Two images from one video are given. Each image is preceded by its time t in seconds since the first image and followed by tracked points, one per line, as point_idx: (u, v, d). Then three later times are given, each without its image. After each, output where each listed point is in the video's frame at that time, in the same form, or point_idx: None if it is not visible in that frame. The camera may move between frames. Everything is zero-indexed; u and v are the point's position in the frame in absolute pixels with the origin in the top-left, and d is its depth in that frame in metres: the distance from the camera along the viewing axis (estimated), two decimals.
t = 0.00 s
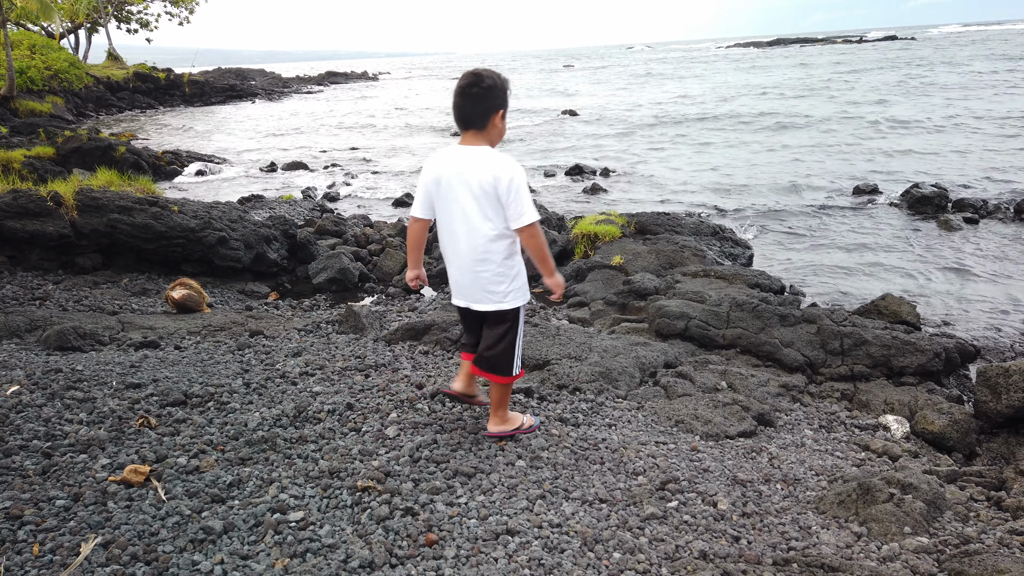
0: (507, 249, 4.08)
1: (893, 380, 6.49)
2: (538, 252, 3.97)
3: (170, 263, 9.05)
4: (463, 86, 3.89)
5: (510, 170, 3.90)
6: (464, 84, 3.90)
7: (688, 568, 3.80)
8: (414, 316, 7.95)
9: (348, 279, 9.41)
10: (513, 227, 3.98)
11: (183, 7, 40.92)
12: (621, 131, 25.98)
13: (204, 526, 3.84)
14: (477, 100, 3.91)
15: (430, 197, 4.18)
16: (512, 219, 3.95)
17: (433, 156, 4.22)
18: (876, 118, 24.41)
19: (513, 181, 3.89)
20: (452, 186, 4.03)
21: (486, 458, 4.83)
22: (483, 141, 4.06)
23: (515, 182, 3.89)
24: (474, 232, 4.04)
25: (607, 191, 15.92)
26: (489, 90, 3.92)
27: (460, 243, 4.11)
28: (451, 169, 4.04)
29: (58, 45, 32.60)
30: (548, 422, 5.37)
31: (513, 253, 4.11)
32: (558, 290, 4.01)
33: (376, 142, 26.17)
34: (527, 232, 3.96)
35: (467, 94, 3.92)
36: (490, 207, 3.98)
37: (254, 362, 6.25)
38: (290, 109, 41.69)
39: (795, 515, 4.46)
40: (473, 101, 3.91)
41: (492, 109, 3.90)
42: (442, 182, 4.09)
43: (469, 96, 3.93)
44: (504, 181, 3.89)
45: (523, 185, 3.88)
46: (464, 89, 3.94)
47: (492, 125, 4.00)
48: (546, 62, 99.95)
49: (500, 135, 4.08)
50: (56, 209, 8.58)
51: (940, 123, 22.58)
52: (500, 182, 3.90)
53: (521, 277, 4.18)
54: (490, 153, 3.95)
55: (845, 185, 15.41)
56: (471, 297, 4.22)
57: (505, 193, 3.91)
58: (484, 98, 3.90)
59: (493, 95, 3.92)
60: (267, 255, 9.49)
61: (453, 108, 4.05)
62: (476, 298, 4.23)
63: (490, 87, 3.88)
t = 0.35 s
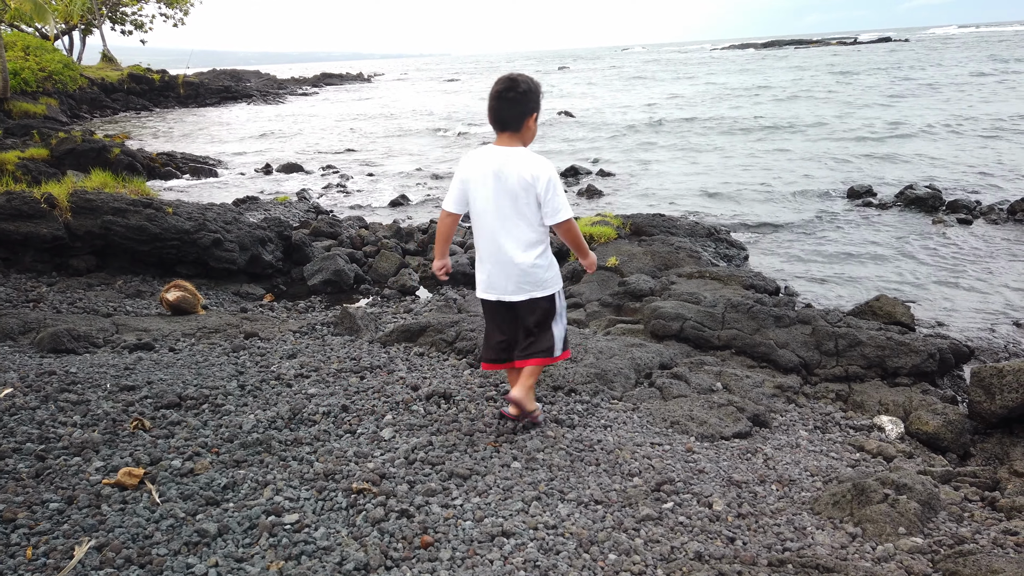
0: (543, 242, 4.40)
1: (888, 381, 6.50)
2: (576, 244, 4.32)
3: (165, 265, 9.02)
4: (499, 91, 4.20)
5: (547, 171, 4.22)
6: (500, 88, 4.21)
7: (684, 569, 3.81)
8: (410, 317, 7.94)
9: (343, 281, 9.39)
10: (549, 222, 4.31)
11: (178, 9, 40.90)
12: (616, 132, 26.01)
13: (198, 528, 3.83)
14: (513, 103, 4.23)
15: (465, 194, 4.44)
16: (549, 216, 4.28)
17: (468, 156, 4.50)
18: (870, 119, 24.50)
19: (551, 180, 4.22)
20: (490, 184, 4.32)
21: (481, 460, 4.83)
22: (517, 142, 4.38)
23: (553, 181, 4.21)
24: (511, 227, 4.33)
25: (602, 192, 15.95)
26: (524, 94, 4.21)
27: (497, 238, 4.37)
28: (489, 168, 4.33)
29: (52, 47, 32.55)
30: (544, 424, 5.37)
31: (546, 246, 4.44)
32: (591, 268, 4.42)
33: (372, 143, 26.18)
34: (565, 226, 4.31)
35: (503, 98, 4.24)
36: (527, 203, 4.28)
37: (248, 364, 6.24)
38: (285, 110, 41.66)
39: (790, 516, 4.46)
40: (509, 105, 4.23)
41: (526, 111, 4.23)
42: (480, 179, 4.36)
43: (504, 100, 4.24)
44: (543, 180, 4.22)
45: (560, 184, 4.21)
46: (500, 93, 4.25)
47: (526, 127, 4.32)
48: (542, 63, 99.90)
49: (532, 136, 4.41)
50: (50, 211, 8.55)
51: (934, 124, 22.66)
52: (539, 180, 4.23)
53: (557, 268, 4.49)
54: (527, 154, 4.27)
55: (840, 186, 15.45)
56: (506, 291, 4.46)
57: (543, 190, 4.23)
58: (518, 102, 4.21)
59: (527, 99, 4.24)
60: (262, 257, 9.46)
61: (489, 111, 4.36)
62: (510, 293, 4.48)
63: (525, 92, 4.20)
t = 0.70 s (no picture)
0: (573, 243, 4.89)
1: (881, 381, 6.52)
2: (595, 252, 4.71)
3: (158, 267, 8.99)
4: (542, 108, 4.61)
5: (584, 180, 4.66)
6: (544, 105, 4.64)
7: (678, 570, 3.81)
8: (404, 319, 7.93)
9: (337, 282, 9.38)
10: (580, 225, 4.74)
11: (171, 10, 40.80)
12: (610, 133, 26.06)
13: (191, 531, 3.81)
14: (556, 119, 4.66)
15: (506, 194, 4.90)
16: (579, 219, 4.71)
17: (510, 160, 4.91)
18: (863, 121, 24.62)
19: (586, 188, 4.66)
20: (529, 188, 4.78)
21: (475, 461, 4.82)
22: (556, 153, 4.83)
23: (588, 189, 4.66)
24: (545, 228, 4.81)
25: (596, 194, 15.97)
26: (564, 110, 4.65)
27: (533, 237, 4.86)
28: (530, 173, 4.78)
29: (44, 48, 32.43)
30: (538, 425, 5.37)
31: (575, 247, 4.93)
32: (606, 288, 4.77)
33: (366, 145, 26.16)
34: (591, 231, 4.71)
35: (546, 114, 4.65)
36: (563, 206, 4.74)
37: (242, 365, 6.23)
38: (279, 112, 41.60)
39: (783, 517, 4.47)
40: (552, 121, 4.67)
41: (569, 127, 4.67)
42: (521, 182, 4.82)
43: (547, 116, 4.67)
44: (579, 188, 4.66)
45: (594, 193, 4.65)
46: (543, 109, 4.66)
47: (565, 140, 4.76)
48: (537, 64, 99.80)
49: (569, 148, 4.85)
50: (42, 213, 8.51)
51: (927, 125, 22.78)
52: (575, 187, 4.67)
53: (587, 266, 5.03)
54: (565, 163, 4.71)
55: (833, 187, 15.51)
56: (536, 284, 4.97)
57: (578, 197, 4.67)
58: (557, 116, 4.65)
59: (569, 116, 4.68)
60: (255, 259, 9.45)
61: (531, 126, 4.78)
62: (543, 287, 5.01)
63: (568, 110, 4.63)
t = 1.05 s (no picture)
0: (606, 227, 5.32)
1: (874, 382, 6.55)
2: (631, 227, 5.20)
3: (151, 268, 8.95)
4: (574, 102, 5.01)
5: (613, 169, 5.12)
6: (575, 100, 5.03)
7: (672, 570, 3.81)
8: (398, 321, 7.92)
9: (331, 284, 9.36)
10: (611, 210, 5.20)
11: (163, 10, 40.67)
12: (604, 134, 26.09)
13: (184, 534, 3.80)
14: (585, 113, 5.07)
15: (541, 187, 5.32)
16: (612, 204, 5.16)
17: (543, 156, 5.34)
18: (856, 122, 24.71)
19: (615, 176, 5.12)
20: (562, 180, 5.21)
21: (470, 463, 4.81)
22: (585, 145, 5.27)
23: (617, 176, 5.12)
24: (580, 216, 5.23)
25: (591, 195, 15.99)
26: (593, 105, 5.02)
27: (568, 224, 5.28)
28: (562, 166, 5.21)
29: (36, 49, 32.30)
30: (533, 427, 5.37)
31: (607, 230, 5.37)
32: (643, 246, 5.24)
33: (360, 146, 26.12)
34: (624, 214, 5.17)
35: (577, 108, 5.06)
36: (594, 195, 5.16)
37: (235, 367, 6.21)
38: (273, 113, 41.50)
39: (778, 517, 4.48)
40: (582, 115, 5.08)
41: (598, 119, 5.08)
42: (554, 176, 5.25)
43: (578, 110, 5.08)
44: (608, 176, 5.12)
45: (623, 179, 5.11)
46: (574, 104, 5.07)
47: (594, 132, 5.19)
48: (532, 66, 99.63)
49: (598, 139, 5.29)
50: (34, 214, 8.47)
51: (919, 126, 22.88)
52: (605, 176, 5.13)
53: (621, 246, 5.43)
54: (595, 154, 5.14)
55: (826, 188, 15.57)
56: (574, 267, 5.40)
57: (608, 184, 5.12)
58: (587, 111, 5.04)
59: (598, 109, 5.10)
60: (249, 260, 9.42)
61: (564, 118, 5.19)
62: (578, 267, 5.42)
63: (597, 104, 5.04)
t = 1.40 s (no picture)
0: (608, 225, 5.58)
1: (868, 382, 6.56)
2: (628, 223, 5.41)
3: (144, 269, 8.91)
4: (576, 104, 5.32)
5: (613, 170, 5.36)
6: (578, 103, 5.32)
7: (667, 571, 3.82)
8: (392, 321, 7.90)
9: (325, 285, 9.35)
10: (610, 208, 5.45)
11: (157, 11, 40.54)
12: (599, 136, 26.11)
13: (178, 536, 3.79)
14: (588, 115, 5.35)
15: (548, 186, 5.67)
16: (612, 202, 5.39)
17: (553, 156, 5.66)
18: (850, 123, 24.78)
19: (614, 176, 5.36)
20: (567, 180, 5.53)
21: (465, 464, 4.80)
22: (590, 145, 5.54)
23: (616, 176, 5.36)
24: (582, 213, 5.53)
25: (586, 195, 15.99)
26: (596, 107, 5.29)
27: (571, 221, 5.60)
28: (567, 166, 5.53)
29: (29, 49, 32.17)
30: (527, 427, 5.37)
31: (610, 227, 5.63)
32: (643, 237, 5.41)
33: (354, 147, 26.08)
34: (620, 212, 5.40)
35: (580, 111, 5.36)
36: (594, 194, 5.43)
37: (229, 368, 6.19)
38: (267, 113, 41.40)
39: (772, 517, 4.48)
40: (585, 117, 5.37)
41: (599, 121, 5.36)
42: (560, 175, 5.58)
43: (581, 112, 5.38)
44: (607, 176, 5.37)
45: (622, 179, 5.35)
46: (577, 106, 5.37)
47: (598, 133, 5.47)
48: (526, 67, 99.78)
49: (603, 140, 5.57)
50: (26, 215, 8.43)
51: (913, 128, 22.96)
52: (604, 175, 5.39)
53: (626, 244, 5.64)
54: (596, 154, 5.41)
55: (821, 189, 15.60)
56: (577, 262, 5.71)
57: (606, 184, 5.38)
58: (589, 113, 5.31)
59: (601, 111, 5.37)
60: (243, 261, 9.40)
61: (569, 120, 5.47)
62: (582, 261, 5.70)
63: (599, 106, 5.31)
